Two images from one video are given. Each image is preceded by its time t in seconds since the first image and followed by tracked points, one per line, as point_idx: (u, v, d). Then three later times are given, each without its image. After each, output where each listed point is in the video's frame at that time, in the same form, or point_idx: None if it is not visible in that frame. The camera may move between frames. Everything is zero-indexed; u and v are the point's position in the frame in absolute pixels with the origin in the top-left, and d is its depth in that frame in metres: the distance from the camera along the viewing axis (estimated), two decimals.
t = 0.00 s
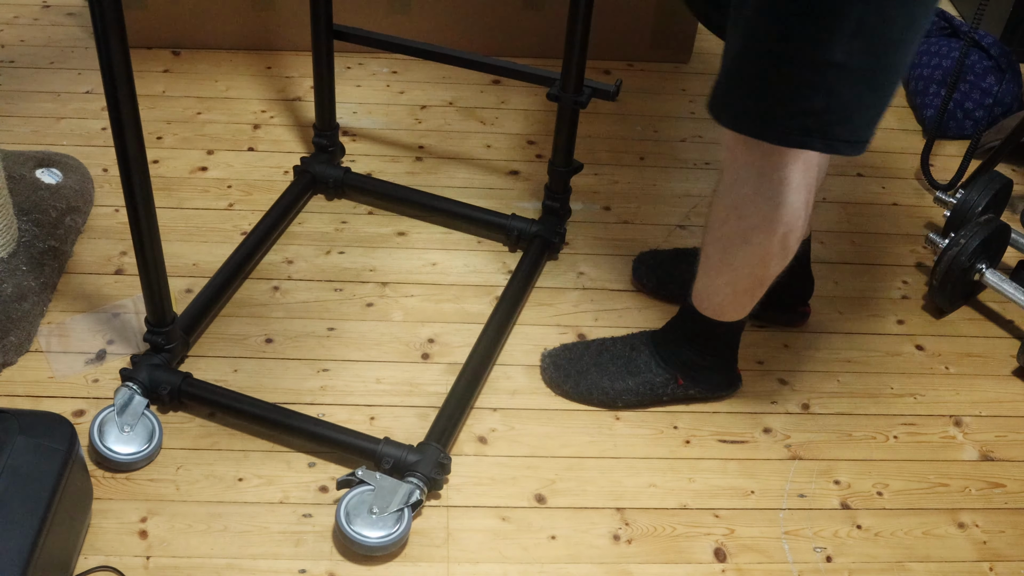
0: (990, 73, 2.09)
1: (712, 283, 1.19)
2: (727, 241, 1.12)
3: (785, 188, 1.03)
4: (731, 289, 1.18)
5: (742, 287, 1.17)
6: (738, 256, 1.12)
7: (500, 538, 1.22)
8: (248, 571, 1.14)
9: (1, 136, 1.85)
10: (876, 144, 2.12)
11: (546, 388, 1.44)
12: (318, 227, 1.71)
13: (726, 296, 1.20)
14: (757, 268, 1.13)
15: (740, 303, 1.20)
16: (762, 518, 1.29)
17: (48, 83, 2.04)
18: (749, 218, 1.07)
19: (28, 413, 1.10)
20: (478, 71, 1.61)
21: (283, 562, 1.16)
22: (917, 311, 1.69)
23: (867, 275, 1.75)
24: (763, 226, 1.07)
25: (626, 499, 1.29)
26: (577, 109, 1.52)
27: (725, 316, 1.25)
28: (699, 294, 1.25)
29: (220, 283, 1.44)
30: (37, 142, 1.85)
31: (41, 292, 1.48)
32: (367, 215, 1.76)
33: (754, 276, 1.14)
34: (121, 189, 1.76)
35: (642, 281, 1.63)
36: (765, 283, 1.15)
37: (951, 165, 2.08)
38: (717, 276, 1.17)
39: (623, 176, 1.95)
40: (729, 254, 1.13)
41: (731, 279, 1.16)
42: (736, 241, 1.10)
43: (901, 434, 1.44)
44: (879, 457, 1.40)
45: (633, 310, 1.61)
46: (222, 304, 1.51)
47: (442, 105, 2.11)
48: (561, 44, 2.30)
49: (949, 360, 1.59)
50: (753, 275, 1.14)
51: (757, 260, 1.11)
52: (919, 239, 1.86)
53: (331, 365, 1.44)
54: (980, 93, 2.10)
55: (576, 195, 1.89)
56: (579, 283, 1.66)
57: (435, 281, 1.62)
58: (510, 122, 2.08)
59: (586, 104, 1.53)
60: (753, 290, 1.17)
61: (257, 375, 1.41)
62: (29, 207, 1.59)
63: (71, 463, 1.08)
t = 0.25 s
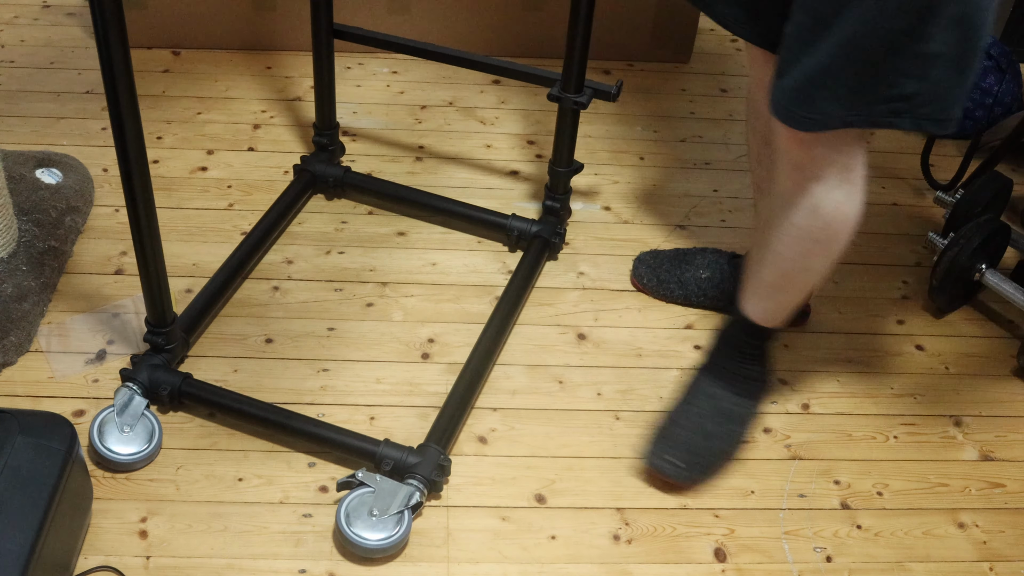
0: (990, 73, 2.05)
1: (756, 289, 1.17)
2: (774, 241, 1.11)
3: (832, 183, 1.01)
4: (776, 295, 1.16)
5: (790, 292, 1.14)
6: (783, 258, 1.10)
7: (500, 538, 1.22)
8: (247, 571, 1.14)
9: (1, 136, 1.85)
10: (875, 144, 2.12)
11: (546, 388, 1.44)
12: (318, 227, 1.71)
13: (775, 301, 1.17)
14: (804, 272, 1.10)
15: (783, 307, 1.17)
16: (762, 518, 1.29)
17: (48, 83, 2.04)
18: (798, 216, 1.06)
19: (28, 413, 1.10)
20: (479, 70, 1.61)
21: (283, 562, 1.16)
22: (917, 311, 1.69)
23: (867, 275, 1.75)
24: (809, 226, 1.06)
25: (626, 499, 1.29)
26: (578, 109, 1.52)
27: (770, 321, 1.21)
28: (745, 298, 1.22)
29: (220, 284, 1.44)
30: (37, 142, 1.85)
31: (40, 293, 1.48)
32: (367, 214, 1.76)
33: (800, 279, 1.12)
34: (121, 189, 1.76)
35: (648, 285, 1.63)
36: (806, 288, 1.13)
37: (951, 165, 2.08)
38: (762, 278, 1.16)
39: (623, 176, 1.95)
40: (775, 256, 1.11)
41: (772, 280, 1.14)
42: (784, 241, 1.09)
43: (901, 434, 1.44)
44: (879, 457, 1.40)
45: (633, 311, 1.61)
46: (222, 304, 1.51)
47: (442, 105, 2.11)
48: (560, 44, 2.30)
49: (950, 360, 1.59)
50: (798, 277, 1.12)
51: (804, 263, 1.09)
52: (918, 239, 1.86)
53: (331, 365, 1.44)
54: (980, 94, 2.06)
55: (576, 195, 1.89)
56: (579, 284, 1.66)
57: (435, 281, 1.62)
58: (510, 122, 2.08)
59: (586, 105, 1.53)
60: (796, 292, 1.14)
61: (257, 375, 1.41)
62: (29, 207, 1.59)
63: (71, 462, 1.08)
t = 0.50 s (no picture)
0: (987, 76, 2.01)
1: (949, 375, 1.15)
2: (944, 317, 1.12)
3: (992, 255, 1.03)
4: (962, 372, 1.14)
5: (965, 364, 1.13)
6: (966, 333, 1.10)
7: (500, 538, 1.22)
8: (247, 571, 1.14)
9: (1, 136, 1.85)
10: (876, 144, 2.12)
11: (545, 388, 1.44)
12: (318, 227, 1.71)
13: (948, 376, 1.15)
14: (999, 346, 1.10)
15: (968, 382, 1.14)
16: (762, 518, 1.29)
17: (48, 83, 2.04)
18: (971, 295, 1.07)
19: (28, 413, 1.10)
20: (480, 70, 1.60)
21: (282, 562, 1.16)
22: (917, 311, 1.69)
23: (868, 275, 1.75)
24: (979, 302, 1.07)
25: (626, 499, 1.29)
26: (580, 110, 1.52)
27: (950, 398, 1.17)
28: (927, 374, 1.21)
29: (220, 285, 1.43)
30: (37, 142, 1.85)
31: (40, 293, 1.48)
32: (367, 215, 1.76)
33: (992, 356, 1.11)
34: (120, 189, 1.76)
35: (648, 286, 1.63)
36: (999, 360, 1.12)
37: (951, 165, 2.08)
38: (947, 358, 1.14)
39: (623, 176, 1.95)
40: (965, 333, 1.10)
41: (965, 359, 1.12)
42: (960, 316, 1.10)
43: (902, 434, 1.44)
44: (879, 458, 1.40)
45: (633, 311, 1.61)
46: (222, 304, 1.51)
47: (442, 105, 2.11)
48: (560, 44, 2.30)
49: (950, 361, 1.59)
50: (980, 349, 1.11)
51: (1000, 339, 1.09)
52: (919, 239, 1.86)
53: (331, 365, 1.44)
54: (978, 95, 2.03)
55: (576, 195, 1.89)
56: (579, 284, 1.66)
57: (435, 281, 1.62)
58: (510, 122, 2.08)
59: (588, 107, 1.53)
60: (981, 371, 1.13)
61: (257, 375, 1.41)
62: (29, 207, 1.59)
63: (71, 462, 1.08)
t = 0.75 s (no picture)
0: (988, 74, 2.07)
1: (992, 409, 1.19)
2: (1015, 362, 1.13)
3: None
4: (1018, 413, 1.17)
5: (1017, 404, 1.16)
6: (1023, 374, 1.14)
7: (500, 538, 1.22)
8: (247, 571, 1.14)
9: (1, 136, 1.85)
10: (876, 144, 2.12)
11: (545, 388, 1.44)
12: (318, 227, 1.71)
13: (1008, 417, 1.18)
14: None
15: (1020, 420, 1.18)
16: (762, 518, 1.29)
17: (48, 83, 2.04)
18: None
19: (28, 413, 1.10)
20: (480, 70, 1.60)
21: (283, 562, 1.16)
22: (917, 311, 1.69)
23: (867, 275, 1.75)
24: None
25: (626, 499, 1.29)
26: (580, 111, 1.52)
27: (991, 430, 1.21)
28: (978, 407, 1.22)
29: (220, 285, 1.43)
30: (37, 142, 1.85)
31: (40, 293, 1.48)
32: (367, 215, 1.76)
33: None
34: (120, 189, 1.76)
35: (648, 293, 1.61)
36: None
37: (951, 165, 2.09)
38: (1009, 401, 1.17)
39: (623, 176, 1.95)
40: None
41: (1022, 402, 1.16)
42: None
43: (902, 434, 1.44)
44: (879, 458, 1.40)
45: (633, 311, 1.61)
46: (222, 304, 1.51)
47: (442, 105, 2.11)
48: (561, 44, 2.30)
49: (950, 361, 1.59)
50: None
51: None
52: (919, 239, 1.86)
53: (331, 365, 1.44)
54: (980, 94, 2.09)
55: (576, 195, 1.89)
56: (579, 283, 1.66)
57: (435, 281, 1.62)
58: (511, 122, 2.08)
59: (588, 107, 1.53)
60: None
61: (257, 375, 1.41)
62: (29, 207, 1.60)
63: (71, 462, 1.08)
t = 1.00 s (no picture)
0: (989, 73, 2.10)
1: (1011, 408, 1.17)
2: None
3: None
4: None
5: None
6: None
7: (500, 538, 1.22)
8: (248, 571, 1.14)
9: (1, 136, 1.85)
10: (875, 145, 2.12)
11: (545, 388, 1.44)
12: (318, 227, 1.71)
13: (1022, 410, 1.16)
14: None
15: None
16: (762, 518, 1.29)
17: (48, 83, 2.04)
18: None
19: (29, 413, 1.10)
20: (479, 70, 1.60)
21: (283, 562, 1.16)
22: (917, 311, 1.69)
23: (867, 275, 1.76)
24: None
25: (626, 499, 1.29)
26: (580, 110, 1.52)
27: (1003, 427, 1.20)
28: (993, 400, 1.21)
29: (220, 286, 1.43)
30: (38, 142, 1.85)
31: (40, 293, 1.48)
32: (367, 215, 1.76)
33: None
34: (120, 189, 1.76)
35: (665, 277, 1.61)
36: None
37: (951, 166, 2.09)
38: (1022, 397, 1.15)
39: (623, 176, 1.95)
40: None
41: None
42: None
43: (901, 434, 1.44)
44: (879, 457, 1.40)
45: (633, 311, 1.61)
46: (223, 304, 1.51)
47: (442, 105, 2.11)
48: (561, 45, 2.30)
49: (950, 360, 1.59)
50: None
51: None
52: (919, 239, 1.86)
53: (331, 365, 1.44)
54: (980, 93, 2.11)
55: (576, 195, 1.89)
56: (579, 283, 1.66)
57: (435, 281, 1.62)
58: (511, 122, 2.08)
59: (588, 107, 1.53)
60: None
61: (257, 375, 1.41)
62: (29, 207, 1.58)
63: (71, 462, 1.08)
